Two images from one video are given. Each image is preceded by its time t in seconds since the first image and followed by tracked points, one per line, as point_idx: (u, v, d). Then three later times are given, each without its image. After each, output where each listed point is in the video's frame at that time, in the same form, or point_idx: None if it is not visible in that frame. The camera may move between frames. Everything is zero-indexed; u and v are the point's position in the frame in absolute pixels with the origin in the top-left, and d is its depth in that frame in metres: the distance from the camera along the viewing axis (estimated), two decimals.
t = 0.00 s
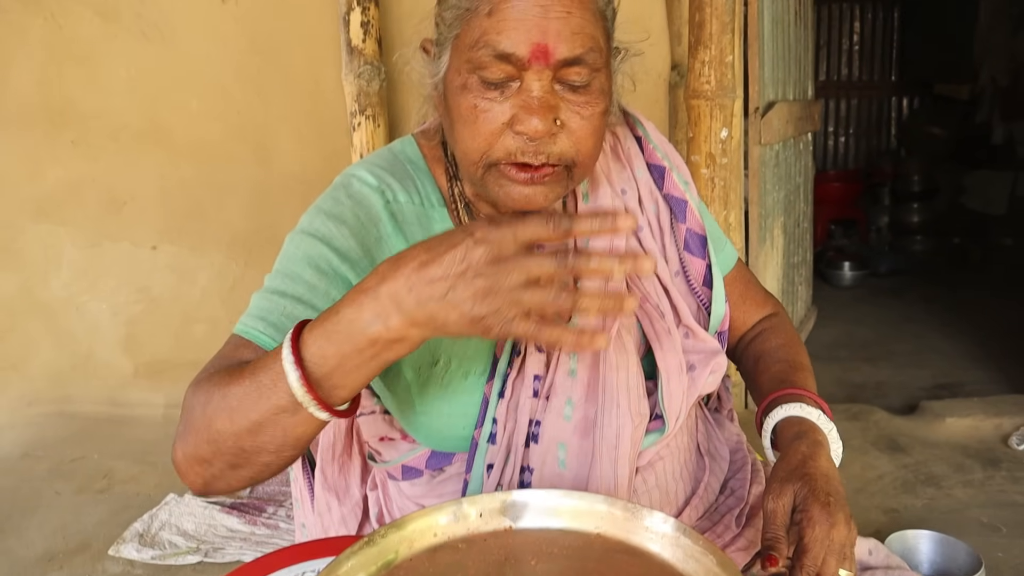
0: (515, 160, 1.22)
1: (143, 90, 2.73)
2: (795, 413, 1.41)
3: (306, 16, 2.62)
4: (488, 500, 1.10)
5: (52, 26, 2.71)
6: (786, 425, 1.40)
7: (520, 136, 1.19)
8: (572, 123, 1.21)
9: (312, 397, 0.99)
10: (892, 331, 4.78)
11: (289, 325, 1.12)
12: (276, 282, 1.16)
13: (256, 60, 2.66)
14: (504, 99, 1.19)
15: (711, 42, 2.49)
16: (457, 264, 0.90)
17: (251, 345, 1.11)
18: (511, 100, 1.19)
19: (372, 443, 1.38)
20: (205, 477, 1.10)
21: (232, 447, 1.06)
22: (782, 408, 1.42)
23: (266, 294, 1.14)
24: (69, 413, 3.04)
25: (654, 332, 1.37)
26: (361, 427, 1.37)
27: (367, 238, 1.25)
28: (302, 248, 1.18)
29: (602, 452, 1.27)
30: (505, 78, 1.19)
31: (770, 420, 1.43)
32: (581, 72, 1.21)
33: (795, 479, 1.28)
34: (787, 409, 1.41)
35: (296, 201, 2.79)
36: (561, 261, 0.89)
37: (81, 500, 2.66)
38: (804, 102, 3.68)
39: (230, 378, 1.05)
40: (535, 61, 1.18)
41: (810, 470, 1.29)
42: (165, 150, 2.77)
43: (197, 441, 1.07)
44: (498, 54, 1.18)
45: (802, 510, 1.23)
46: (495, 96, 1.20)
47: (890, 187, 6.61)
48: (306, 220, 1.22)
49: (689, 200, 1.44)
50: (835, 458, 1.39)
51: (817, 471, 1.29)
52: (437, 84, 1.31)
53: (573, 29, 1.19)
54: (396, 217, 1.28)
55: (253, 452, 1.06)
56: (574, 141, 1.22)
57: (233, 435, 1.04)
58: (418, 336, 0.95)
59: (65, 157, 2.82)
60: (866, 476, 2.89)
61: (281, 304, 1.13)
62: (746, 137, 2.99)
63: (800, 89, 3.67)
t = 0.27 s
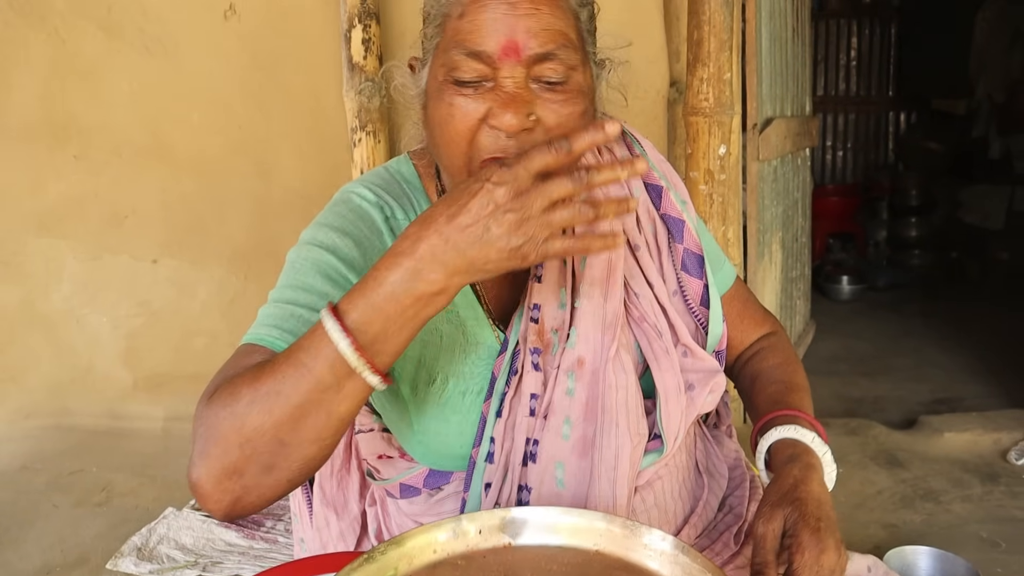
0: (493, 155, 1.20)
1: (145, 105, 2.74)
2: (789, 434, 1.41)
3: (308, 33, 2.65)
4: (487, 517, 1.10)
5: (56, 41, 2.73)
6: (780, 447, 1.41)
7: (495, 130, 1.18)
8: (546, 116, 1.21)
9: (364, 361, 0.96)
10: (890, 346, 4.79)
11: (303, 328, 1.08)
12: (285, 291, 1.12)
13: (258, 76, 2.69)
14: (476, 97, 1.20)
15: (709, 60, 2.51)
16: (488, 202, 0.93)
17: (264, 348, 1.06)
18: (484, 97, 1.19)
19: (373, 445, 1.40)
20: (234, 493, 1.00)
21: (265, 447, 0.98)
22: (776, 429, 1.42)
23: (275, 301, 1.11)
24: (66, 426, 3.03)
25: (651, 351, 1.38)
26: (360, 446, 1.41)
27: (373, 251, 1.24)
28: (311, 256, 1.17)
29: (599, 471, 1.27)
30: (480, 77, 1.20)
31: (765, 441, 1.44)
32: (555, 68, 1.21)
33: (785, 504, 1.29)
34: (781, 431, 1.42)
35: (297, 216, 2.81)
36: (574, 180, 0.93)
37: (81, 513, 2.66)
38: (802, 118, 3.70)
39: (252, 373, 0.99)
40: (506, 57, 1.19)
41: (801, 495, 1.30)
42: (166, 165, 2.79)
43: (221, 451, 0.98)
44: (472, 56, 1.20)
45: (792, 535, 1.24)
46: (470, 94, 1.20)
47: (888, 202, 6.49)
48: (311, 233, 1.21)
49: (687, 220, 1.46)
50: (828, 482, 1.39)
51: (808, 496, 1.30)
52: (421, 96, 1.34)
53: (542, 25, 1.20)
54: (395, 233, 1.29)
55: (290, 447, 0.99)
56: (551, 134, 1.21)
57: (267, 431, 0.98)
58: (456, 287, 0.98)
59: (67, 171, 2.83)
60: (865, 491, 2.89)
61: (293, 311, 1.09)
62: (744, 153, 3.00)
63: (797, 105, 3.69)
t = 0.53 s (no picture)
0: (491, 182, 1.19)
1: (145, 115, 2.74)
2: (779, 452, 1.41)
3: (309, 43, 2.67)
4: (484, 532, 1.09)
5: (57, 50, 2.73)
6: (771, 464, 1.41)
7: (495, 158, 1.17)
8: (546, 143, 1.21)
9: (338, 393, 0.93)
10: (888, 357, 4.79)
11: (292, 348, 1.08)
12: (278, 307, 1.11)
13: (259, 87, 2.71)
14: (477, 123, 1.19)
15: (708, 73, 2.52)
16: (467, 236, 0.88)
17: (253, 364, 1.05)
18: (486, 123, 1.19)
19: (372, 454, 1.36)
20: (212, 505, 1.01)
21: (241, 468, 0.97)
22: (766, 447, 1.43)
23: (266, 317, 1.10)
24: (67, 435, 2.98)
25: (650, 364, 1.38)
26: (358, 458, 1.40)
27: (369, 269, 1.24)
28: (304, 272, 1.16)
29: (597, 482, 1.27)
30: (482, 101, 1.20)
31: (754, 459, 1.44)
32: (557, 93, 1.22)
33: (773, 521, 1.28)
34: (772, 449, 1.42)
35: (295, 225, 2.83)
36: (552, 215, 0.85)
37: (77, 524, 2.65)
38: (799, 130, 3.72)
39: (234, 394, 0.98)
40: (508, 82, 1.19)
41: (789, 513, 1.29)
42: (166, 174, 2.78)
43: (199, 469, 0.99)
44: (474, 78, 1.20)
45: (780, 552, 1.22)
46: (470, 117, 1.20)
47: (886, 213, 6.45)
48: (308, 246, 1.20)
49: (686, 233, 1.46)
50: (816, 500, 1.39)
51: (796, 515, 1.29)
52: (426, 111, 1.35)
53: (545, 51, 1.21)
54: (393, 248, 1.29)
55: (268, 467, 0.98)
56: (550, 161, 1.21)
57: (245, 452, 0.96)
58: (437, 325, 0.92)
59: (66, 180, 2.82)
60: (863, 504, 2.89)
61: (284, 329, 1.09)
62: (743, 165, 3.01)
63: (795, 117, 3.71)
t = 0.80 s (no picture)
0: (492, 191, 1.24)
1: (141, 117, 2.73)
2: (779, 453, 1.42)
3: (306, 47, 2.66)
4: (475, 538, 1.09)
5: (52, 51, 2.72)
6: (771, 465, 1.41)
7: (497, 171, 1.22)
8: (550, 159, 1.24)
9: (313, 485, 1.03)
10: (882, 364, 4.79)
11: (285, 380, 1.14)
12: (273, 335, 1.16)
13: (254, 89, 2.70)
14: (482, 134, 1.22)
15: (704, 79, 2.53)
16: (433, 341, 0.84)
17: (256, 401, 1.13)
18: (490, 134, 1.22)
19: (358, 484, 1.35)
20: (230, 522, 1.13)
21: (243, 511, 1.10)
22: (766, 448, 1.43)
23: (265, 345, 1.16)
24: (54, 438, 2.98)
25: (645, 366, 1.38)
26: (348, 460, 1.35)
27: (360, 282, 1.24)
28: (295, 299, 1.18)
29: (591, 483, 1.26)
30: (488, 112, 1.22)
31: (756, 459, 1.44)
32: (563, 111, 1.24)
33: (777, 520, 1.29)
34: (772, 450, 1.42)
35: (291, 229, 2.82)
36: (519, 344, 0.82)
37: (68, 526, 2.65)
38: (795, 137, 3.72)
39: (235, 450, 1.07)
40: (515, 97, 1.21)
41: (792, 511, 1.30)
42: (161, 176, 2.77)
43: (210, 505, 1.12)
44: (482, 90, 1.22)
45: (785, 550, 1.24)
46: (476, 127, 1.23)
47: (880, 220, 6.49)
48: (301, 264, 1.22)
49: (683, 237, 1.47)
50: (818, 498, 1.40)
51: (799, 512, 1.30)
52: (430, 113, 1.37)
53: (556, 68, 1.23)
54: (385, 253, 1.29)
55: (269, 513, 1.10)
56: (551, 177, 1.25)
57: (245, 503, 1.08)
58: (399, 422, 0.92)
59: (61, 182, 2.81)
60: (855, 511, 2.89)
61: (279, 360, 1.14)
62: (738, 171, 3.01)
63: (791, 123, 3.72)
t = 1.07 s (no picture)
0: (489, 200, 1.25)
1: (138, 121, 2.72)
2: (772, 461, 1.42)
3: (302, 52, 2.71)
4: (473, 545, 1.09)
5: (47, 54, 2.68)
6: (764, 472, 1.42)
7: (495, 178, 1.23)
8: (547, 167, 1.25)
9: (371, 500, 1.06)
10: (876, 369, 4.81)
11: (320, 408, 1.19)
12: (300, 365, 1.20)
13: (252, 94, 2.73)
14: (480, 141, 1.23)
15: (699, 86, 2.52)
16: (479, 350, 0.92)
17: (298, 432, 1.18)
18: (488, 142, 1.23)
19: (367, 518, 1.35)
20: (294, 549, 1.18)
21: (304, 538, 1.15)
22: (758, 456, 1.44)
23: (293, 375, 1.20)
24: (51, 442, 2.91)
25: (640, 375, 1.39)
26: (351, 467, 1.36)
27: (366, 294, 1.25)
28: (310, 324, 1.21)
29: (587, 492, 1.27)
30: (485, 121, 1.23)
31: (746, 467, 1.45)
32: (561, 120, 1.25)
33: (767, 525, 1.29)
34: (764, 458, 1.43)
35: (287, 232, 2.86)
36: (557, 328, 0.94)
37: (62, 532, 2.63)
38: (789, 143, 3.74)
39: (280, 478, 1.11)
40: (513, 107, 1.22)
41: (782, 518, 1.30)
42: (157, 180, 2.76)
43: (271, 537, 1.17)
44: (480, 99, 1.23)
45: (774, 557, 1.24)
46: (474, 136, 1.24)
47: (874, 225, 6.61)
48: (309, 286, 1.23)
49: (678, 245, 1.47)
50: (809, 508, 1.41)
51: (788, 519, 1.30)
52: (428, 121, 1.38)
53: (554, 79, 1.24)
54: (383, 262, 1.29)
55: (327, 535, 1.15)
56: (549, 185, 1.26)
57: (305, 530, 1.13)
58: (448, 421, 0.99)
59: (56, 186, 2.76)
60: (850, 516, 2.90)
61: (311, 390, 1.19)
62: (733, 177, 3.03)
63: (785, 130, 3.73)
